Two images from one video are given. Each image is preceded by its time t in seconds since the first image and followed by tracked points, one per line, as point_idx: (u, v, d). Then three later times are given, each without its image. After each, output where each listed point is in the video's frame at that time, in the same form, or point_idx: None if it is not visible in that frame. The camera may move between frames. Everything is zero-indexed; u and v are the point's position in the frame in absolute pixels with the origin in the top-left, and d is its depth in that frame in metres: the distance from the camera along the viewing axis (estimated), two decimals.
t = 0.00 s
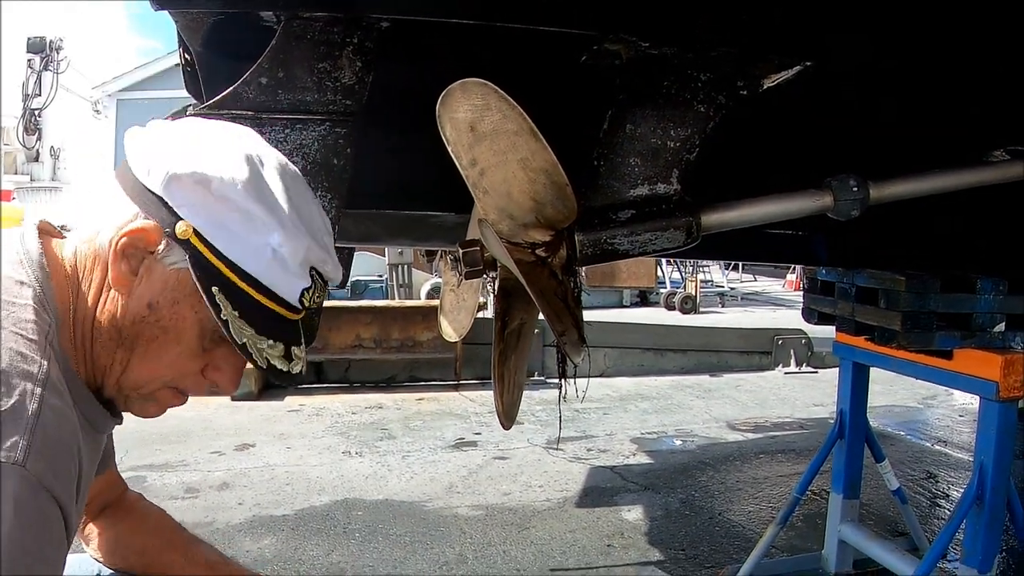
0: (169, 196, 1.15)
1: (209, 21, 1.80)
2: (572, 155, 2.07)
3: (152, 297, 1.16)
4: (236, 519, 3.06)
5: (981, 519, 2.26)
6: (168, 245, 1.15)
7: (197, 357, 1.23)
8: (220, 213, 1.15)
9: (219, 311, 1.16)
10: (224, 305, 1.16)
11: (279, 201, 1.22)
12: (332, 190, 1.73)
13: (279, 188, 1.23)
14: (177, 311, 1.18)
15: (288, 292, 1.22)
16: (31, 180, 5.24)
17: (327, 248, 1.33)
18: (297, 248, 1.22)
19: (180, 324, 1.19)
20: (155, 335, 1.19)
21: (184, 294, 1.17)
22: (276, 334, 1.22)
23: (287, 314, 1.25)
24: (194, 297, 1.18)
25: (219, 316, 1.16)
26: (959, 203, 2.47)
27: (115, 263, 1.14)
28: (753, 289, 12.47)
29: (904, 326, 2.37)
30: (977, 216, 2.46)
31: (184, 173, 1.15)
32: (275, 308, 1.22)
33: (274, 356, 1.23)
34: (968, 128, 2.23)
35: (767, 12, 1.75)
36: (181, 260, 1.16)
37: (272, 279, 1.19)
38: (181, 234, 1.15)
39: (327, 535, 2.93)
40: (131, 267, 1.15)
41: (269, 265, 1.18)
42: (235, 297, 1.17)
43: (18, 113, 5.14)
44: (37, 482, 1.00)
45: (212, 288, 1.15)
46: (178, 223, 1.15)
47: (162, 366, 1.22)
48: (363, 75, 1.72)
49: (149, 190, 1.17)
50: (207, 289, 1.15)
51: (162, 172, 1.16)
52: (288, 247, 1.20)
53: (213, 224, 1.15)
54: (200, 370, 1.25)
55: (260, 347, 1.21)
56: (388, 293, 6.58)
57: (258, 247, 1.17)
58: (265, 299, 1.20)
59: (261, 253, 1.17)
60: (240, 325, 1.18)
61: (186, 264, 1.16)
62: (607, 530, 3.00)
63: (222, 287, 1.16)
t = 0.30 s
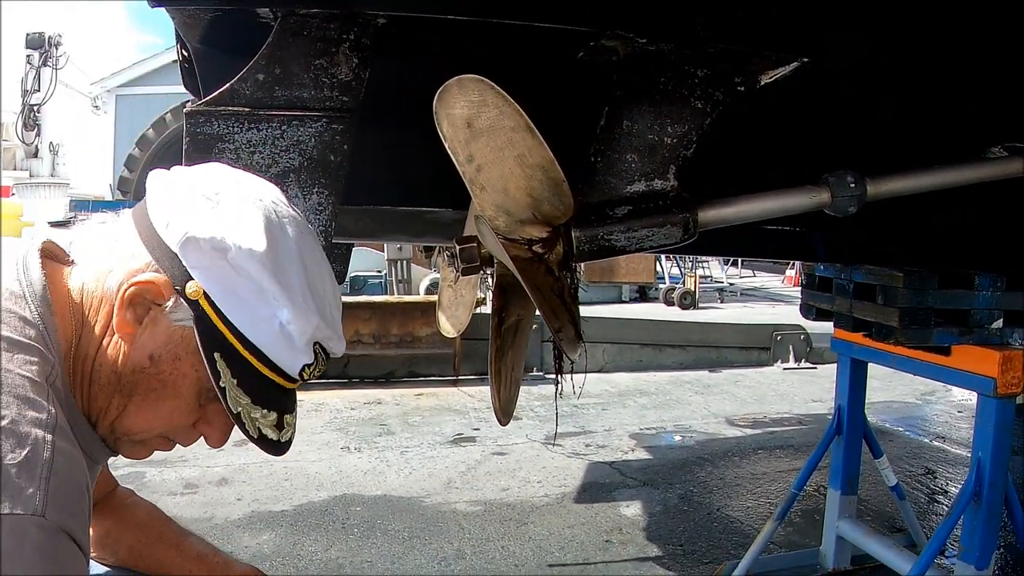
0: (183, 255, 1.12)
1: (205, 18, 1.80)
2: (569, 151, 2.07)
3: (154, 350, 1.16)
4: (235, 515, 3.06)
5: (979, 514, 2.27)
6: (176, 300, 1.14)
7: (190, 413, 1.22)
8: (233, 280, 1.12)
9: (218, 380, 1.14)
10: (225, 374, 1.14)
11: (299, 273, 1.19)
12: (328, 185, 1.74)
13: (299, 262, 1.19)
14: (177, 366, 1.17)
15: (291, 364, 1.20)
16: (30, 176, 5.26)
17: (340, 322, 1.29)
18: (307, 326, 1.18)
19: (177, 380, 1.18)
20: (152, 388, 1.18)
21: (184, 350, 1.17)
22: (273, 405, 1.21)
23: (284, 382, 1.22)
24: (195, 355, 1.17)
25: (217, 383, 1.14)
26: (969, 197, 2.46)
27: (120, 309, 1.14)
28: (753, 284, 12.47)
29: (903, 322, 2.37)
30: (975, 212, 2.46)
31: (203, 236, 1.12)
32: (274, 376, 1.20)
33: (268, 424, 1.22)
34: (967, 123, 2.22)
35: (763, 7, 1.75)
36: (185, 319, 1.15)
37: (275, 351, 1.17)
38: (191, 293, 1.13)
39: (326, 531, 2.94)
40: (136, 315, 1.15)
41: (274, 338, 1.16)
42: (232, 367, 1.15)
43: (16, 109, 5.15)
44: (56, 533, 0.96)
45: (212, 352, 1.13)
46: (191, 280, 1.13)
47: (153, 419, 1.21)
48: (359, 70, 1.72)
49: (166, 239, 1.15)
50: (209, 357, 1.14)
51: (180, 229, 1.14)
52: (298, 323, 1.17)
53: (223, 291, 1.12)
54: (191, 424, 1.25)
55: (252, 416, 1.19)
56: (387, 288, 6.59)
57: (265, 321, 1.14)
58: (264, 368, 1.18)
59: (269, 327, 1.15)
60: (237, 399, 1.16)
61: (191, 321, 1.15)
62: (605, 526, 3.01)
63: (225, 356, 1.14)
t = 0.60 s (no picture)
0: (177, 229, 1.12)
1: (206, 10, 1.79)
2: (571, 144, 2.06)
3: (153, 330, 1.14)
4: (235, 511, 3.06)
5: (979, 510, 2.27)
6: (174, 278, 1.13)
7: (192, 393, 1.21)
8: (228, 250, 1.12)
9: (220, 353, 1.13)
10: (226, 346, 1.13)
11: (292, 242, 1.20)
12: (330, 178, 1.74)
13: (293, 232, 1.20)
14: (177, 345, 1.16)
15: (289, 335, 1.19)
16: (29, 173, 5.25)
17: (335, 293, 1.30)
18: (304, 294, 1.19)
19: (177, 359, 1.17)
20: (152, 368, 1.17)
21: (184, 328, 1.16)
22: (274, 377, 1.20)
23: (284, 356, 1.22)
24: (194, 333, 1.16)
25: (220, 356, 1.13)
26: (976, 190, 2.44)
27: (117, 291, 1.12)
28: (752, 281, 12.47)
29: (904, 317, 2.36)
30: (976, 206, 2.46)
31: (196, 209, 1.12)
32: (273, 349, 1.19)
33: (271, 398, 1.21)
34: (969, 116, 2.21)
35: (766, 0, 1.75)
36: (185, 295, 1.14)
37: (274, 320, 1.16)
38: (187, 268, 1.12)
39: (326, 527, 2.93)
40: (134, 296, 1.13)
41: (272, 307, 1.15)
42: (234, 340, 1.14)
43: (16, 105, 5.15)
44: (55, 514, 0.95)
45: (213, 326, 1.12)
46: (188, 256, 1.12)
47: (154, 400, 1.20)
48: (362, 64, 1.71)
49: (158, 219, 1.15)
50: (208, 329, 1.12)
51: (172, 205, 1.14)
52: (295, 291, 1.17)
53: (219, 261, 1.11)
54: (193, 405, 1.23)
55: (256, 389, 1.18)
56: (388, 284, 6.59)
57: (263, 288, 1.14)
58: (263, 339, 1.17)
59: (267, 295, 1.15)
60: (240, 370, 1.15)
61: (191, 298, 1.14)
62: (606, 521, 3.01)
63: (226, 328, 1.13)
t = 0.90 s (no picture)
0: (205, 300, 1.08)
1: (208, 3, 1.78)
2: (574, 137, 2.06)
3: (187, 395, 1.10)
4: (236, 505, 3.06)
5: (981, 504, 2.28)
6: (204, 344, 1.09)
7: (232, 448, 1.17)
8: (260, 316, 1.08)
9: (263, 417, 1.11)
10: (268, 408, 1.11)
11: (325, 296, 1.16)
12: (335, 171, 1.72)
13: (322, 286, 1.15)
14: (214, 407, 1.12)
15: (324, 388, 1.16)
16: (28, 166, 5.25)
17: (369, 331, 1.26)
18: (339, 349, 1.15)
19: (215, 420, 1.13)
20: (189, 431, 1.13)
21: (219, 389, 1.11)
22: (317, 427, 1.19)
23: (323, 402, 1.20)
24: (230, 391, 1.12)
25: (263, 420, 1.11)
26: (976, 183, 2.46)
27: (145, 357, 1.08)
28: (751, 274, 12.48)
29: (905, 311, 2.36)
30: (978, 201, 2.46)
31: (224, 278, 1.08)
32: (312, 401, 1.17)
33: (313, 449, 1.19)
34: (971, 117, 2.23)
35: None
36: (218, 358, 1.10)
37: (310, 377, 1.13)
38: (218, 334, 1.09)
39: (327, 521, 2.94)
40: (164, 363, 1.09)
41: (310, 365, 1.12)
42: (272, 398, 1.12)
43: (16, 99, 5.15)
44: None
45: (252, 391, 1.10)
46: (217, 321, 1.08)
47: (193, 460, 1.16)
48: (364, 56, 1.71)
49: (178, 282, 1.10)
50: (248, 394, 1.10)
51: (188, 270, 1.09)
52: (331, 347, 1.14)
53: (252, 328, 1.08)
54: (233, 458, 1.19)
55: (300, 443, 1.17)
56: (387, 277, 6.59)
57: (298, 349, 1.11)
58: (299, 396, 1.14)
59: (302, 355, 1.11)
60: (285, 431, 1.13)
61: (224, 361, 1.10)
62: (607, 515, 3.01)
63: (264, 391, 1.11)
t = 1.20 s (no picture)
0: (163, 221, 1.14)
1: None
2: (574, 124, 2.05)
3: (184, 313, 1.19)
4: (235, 495, 3.06)
5: (981, 494, 2.27)
6: (181, 261, 1.17)
7: (253, 336, 1.28)
8: (218, 211, 1.16)
9: (268, 296, 1.24)
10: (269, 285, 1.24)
11: (270, 168, 1.24)
12: (335, 157, 1.71)
13: (259, 163, 1.23)
14: (213, 313, 1.21)
15: (304, 245, 1.28)
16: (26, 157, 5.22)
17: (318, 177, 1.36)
18: (303, 206, 1.26)
19: (224, 320, 1.23)
20: (199, 342, 1.23)
21: (211, 295, 1.21)
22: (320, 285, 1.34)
23: (310, 259, 1.32)
24: (225, 290, 1.22)
25: (268, 298, 1.24)
26: (975, 171, 2.46)
27: (130, 296, 1.16)
28: (751, 267, 12.48)
29: (905, 300, 2.35)
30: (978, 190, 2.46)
31: (173, 192, 1.14)
32: (298, 260, 1.28)
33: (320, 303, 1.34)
34: (971, 117, 2.23)
35: None
36: (201, 264, 1.18)
37: (292, 240, 1.25)
38: (188, 244, 1.16)
39: (327, 511, 2.94)
40: (150, 294, 1.17)
41: (282, 230, 1.23)
42: (270, 277, 1.24)
43: (14, 90, 5.12)
44: (64, 542, 1.07)
45: (247, 277, 1.21)
46: (183, 234, 1.16)
47: (222, 365, 1.27)
48: (365, 41, 1.69)
49: (125, 217, 1.15)
50: (244, 282, 1.21)
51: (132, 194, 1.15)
52: (292, 206, 1.24)
53: (216, 225, 1.16)
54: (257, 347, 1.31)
55: (309, 302, 1.31)
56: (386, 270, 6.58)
57: (269, 223, 1.21)
58: (287, 258, 1.26)
59: (273, 225, 1.21)
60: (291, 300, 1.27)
61: (208, 265, 1.19)
62: (606, 505, 3.02)
63: (258, 275, 1.22)
